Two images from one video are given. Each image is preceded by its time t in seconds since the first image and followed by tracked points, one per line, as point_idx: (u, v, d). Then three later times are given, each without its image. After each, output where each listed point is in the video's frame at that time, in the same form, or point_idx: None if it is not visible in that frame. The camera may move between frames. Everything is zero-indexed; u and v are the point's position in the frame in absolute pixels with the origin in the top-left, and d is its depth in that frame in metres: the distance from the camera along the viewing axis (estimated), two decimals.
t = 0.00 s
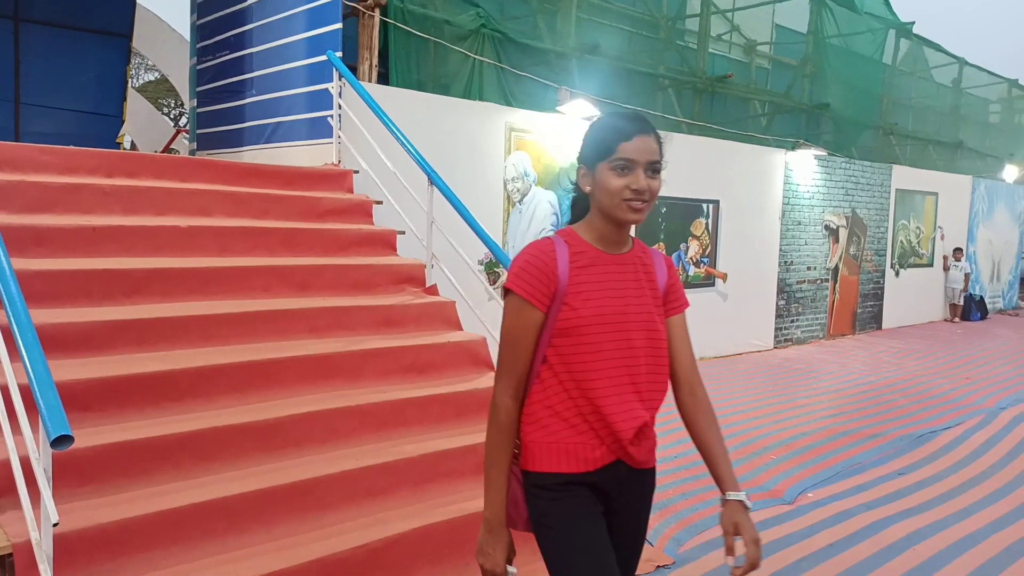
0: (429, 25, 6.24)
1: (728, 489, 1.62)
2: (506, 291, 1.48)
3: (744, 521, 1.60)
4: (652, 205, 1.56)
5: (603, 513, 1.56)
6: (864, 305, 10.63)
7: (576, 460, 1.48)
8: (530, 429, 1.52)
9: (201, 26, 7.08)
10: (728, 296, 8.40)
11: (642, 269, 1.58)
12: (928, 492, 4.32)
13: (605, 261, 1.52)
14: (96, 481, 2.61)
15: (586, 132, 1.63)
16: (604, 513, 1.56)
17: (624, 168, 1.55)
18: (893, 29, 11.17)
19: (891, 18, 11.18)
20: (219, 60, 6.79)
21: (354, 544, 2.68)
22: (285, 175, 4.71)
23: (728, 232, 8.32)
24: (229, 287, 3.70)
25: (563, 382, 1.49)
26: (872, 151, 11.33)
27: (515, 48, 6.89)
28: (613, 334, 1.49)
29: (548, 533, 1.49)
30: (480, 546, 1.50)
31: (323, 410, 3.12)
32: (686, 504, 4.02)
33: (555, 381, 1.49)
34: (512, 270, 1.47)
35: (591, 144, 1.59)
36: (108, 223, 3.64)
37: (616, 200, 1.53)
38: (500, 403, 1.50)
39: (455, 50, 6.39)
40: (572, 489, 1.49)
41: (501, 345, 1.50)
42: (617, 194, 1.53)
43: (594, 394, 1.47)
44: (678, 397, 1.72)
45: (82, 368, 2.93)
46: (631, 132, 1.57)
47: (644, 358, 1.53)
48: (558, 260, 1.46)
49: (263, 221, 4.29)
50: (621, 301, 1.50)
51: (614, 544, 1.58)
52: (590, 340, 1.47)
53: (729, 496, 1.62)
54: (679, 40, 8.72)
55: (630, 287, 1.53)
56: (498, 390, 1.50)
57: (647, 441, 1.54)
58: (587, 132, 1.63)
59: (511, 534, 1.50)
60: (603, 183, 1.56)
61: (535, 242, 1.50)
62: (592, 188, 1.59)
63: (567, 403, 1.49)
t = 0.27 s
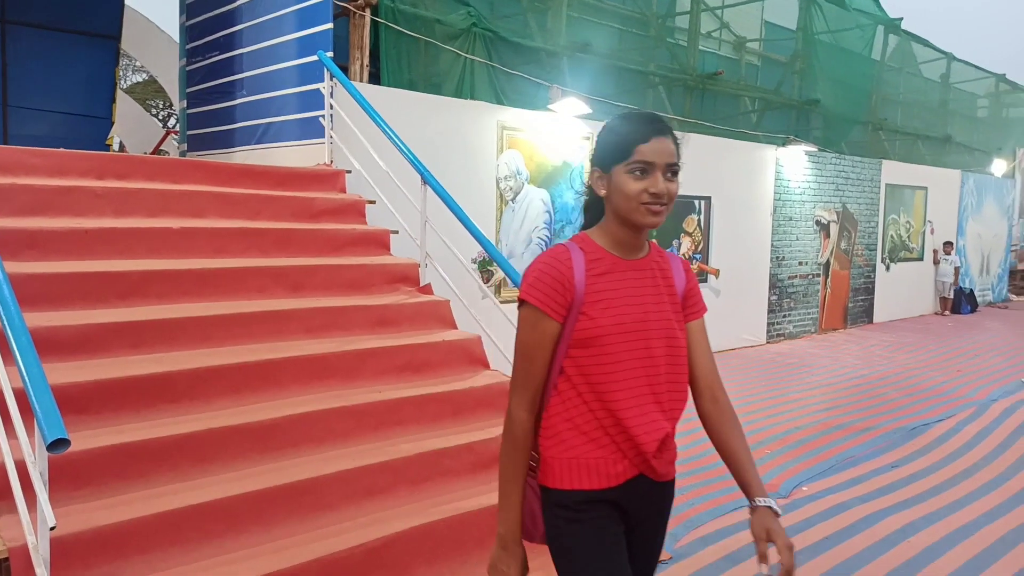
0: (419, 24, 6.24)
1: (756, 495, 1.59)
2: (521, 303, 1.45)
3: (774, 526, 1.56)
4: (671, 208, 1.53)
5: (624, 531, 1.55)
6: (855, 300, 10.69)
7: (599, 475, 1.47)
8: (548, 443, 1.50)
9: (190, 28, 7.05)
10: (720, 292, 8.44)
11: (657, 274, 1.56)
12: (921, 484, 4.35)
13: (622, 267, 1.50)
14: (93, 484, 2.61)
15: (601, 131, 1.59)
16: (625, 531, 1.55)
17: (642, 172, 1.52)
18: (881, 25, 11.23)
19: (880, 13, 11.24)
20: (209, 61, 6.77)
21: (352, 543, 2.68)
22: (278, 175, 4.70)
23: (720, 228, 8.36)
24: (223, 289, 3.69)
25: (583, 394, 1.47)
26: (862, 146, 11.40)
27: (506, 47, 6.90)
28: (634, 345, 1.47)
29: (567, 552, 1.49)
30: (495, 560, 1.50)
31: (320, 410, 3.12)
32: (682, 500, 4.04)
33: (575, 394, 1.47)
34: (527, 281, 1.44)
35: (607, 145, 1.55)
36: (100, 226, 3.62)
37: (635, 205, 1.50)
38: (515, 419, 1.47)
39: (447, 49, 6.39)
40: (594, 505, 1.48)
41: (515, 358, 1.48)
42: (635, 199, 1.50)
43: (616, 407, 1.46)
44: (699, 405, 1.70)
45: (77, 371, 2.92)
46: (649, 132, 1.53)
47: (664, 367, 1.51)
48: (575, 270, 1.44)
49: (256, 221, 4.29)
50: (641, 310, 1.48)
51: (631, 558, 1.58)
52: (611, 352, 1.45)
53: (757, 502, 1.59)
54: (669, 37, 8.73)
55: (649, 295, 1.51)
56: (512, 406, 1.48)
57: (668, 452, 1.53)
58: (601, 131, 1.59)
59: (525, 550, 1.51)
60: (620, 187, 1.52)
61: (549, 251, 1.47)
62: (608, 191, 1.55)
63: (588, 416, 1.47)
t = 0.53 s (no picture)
0: (407, 21, 6.22)
1: (775, 514, 1.55)
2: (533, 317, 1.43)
3: (797, 545, 1.51)
4: (687, 211, 1.51)
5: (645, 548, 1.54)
6: (842, 294, 10.77)
7: (618, 491, 1.46)
8: (564, 460, 1.49)
9: (176, 26, 6.99)
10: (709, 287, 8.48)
11: (673, 280, 1.54)
12: (909, 477, 4.40)
13: (637, 276, 1.48)
14: (82, 486, 2.60)
15: (614, 133, 1.57)
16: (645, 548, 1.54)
17: (658, 174, 1.50)
18: (867, 20, 11.30)
19: (866, 9, 11.31)
20: (195, 60, 6.72)
21: (344, 543, 2.68)
22: (265, 174, 4.68)
23: (708, 224, 8.39)
24: (212, 289, 3.67)
25: (600, 408, 1.46)
26: (848, 141, 11.47)
27: (494, 44, 6.89)
28: (651, 357, 1.45)
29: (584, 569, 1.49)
30: None
31: (310, 410, 3.12)
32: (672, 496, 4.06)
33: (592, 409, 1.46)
34: (538, 296, 1.42)
35: (621, 147, 1.53)
36: (86, 226, 3.60)
37: (651, 208, 1.48)
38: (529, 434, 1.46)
39: (435, 47, 6.38)
40: (612, 521, 1.48)
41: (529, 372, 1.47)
42: (651, 201, 1.48)
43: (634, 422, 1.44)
44: (715, 418, 1.68)
45: (65, 373, 2.90)
46: (664, 134, 1.52)
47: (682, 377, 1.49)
48: (588, 284, 1.42)
49: (244, 221, 4.27)
50: (658, 321, 1.46)
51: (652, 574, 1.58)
52: (628, 365, 1.43)
53: (778, 521, 1.54)
54: (657, 33, 8.74)
55: (665, 304, 1.49)
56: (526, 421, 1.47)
57: (687, 463, 1.51)
58: (614, 132, 1.57)
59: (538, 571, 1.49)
60: (635, 189, 1.50)
61: (561, 262, 1.45)
62: (622, 194, 1.53)
63: (605, 431, 1.46)
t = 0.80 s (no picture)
0: (386, 20, 6.20)
1: (777, 543, 1.51)
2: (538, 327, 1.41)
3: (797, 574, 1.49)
4: (696, 210, 1.47)
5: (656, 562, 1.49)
6: (819, 291, 10.92)
7: (630, 505, 1.42)
8: (573, 473, 1.45)
9: (152, 24, 6.91)
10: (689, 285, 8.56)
11: (682, 285, 1.51)
12: (885, 472, 4.48)
13: (643, 281, 1.44)
14: (59, 491, 2.57)
15: (616, 129, 1.53)
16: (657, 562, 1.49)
17: (665, 172, 1.46)
18: (842, 20, 11.45)
19: (841, 9, 11.46)
20: (171, 59, 6.64)
21: (327, 544, 2.68)
22: (244, 174, 4.64)
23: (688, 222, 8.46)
24: (191, 290, 3.64)
25: (609, 419, 1.42)
26: (825, 140, 11.63)
27: (475, 43, 6.89)
28: (660, 365, 1.42)
29: None
30: None
31: (291, 412, 3.11)
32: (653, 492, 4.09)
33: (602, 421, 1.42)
34: (542, 306, 1.40)
35: (625, 145, 1.49)
36: (62, 228, 3.55)
37: (660, 209, 1.44)
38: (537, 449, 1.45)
39: (415, 45, 6.37)
40: (625, 536, 1.43)
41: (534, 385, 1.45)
42: (659, 201, 1.44)
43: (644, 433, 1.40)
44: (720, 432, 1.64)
45: (41, 377, 2.86)
46: (670, 131, 1.48)
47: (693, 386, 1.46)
48: (594, 291, 1.39)
49: (223, 222, 4.23)
50: (667, 328, 1.43)
51: None
52: (638, 374, 1.40)
53: (779, 550, 1.50)
54: (636, 33, 8.78)
55: (673, 310, 1.46)
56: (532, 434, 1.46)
57: (700, 474, 1.47)
58: (617, 128, 1.52)
59: None
60: (642, 189, 1.46)
61: (564, 270, 1.42)
62: (627, 195, 1.49)
63: (615, 443, 1.42)
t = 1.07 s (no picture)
0: (366, 20, 6.16)
1: (772, 558, 1.57)
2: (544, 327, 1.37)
3: None
4: (706, 202, 1.43)
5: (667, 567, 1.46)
6: (797, 293, 11.05)
7: (642, 509, 1.38)
8: (582, 476, 1.41)
9: (127, 23, 6.81)
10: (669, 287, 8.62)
11: (690, 280, 1.47)
12: (864, 471, 4.55)
13: (652, 276, 1.41)
14: (37, 495, 2.52)
15: (623, 119, 1.50)
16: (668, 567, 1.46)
17: (674, 162, 1.42)
18: (819, 24, 11.61)
19: (817, 13, 11.62)
20: (148, 58, 6.55)
21: (311, 546, 2.66)
22: (223, 174, 4.59)
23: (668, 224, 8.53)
24: (170, 291, 3.59)
25: (618, 421, 1.38)
26: (802, 143, 11.78)
27: (455, 44, 6.88)
28: (671, 364, 1.38)
29: None
30: None
31: (274, 413, 3.08)
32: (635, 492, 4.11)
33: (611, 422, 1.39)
34: (548, 306, 1.36)
35: (632, 136, 1.45)
36: (38, 228, 3.49)
37: (670, 200, 1.41)
38: (549, 455, 1.41)
39: (395, 46, 6.35)
40: (637, 541, 1.40)
41: (542, 386, 1.41)
42: (669, 192, 1.40)
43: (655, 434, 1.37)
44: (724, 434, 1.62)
45: (17, 379, 2.81)
46: (678, 120, 1.44)
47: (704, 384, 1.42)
48: (602, 288, 1.34)
49: (202, 222, 4.18)
50: (677, 324, 1.39)
51: None
52: (648, 374, 1.36)
53: (773, 566, 1.57)
54: (616, 35, 8.82)
55: (684, 306, 1.42)
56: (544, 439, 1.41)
57: (712, 474, 1.44)
58: (623, 119, 1.49)
59: None
60: (651, 180, 1.42)
61: (570, 266, 1.38)
62: (635, 187, 1.45)
63: (625, 445, 1.38)
